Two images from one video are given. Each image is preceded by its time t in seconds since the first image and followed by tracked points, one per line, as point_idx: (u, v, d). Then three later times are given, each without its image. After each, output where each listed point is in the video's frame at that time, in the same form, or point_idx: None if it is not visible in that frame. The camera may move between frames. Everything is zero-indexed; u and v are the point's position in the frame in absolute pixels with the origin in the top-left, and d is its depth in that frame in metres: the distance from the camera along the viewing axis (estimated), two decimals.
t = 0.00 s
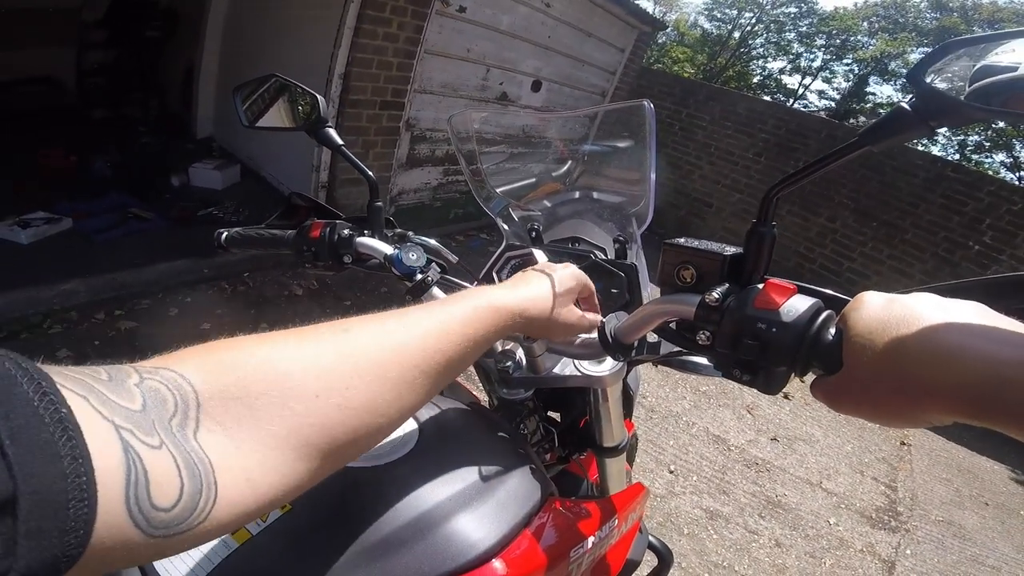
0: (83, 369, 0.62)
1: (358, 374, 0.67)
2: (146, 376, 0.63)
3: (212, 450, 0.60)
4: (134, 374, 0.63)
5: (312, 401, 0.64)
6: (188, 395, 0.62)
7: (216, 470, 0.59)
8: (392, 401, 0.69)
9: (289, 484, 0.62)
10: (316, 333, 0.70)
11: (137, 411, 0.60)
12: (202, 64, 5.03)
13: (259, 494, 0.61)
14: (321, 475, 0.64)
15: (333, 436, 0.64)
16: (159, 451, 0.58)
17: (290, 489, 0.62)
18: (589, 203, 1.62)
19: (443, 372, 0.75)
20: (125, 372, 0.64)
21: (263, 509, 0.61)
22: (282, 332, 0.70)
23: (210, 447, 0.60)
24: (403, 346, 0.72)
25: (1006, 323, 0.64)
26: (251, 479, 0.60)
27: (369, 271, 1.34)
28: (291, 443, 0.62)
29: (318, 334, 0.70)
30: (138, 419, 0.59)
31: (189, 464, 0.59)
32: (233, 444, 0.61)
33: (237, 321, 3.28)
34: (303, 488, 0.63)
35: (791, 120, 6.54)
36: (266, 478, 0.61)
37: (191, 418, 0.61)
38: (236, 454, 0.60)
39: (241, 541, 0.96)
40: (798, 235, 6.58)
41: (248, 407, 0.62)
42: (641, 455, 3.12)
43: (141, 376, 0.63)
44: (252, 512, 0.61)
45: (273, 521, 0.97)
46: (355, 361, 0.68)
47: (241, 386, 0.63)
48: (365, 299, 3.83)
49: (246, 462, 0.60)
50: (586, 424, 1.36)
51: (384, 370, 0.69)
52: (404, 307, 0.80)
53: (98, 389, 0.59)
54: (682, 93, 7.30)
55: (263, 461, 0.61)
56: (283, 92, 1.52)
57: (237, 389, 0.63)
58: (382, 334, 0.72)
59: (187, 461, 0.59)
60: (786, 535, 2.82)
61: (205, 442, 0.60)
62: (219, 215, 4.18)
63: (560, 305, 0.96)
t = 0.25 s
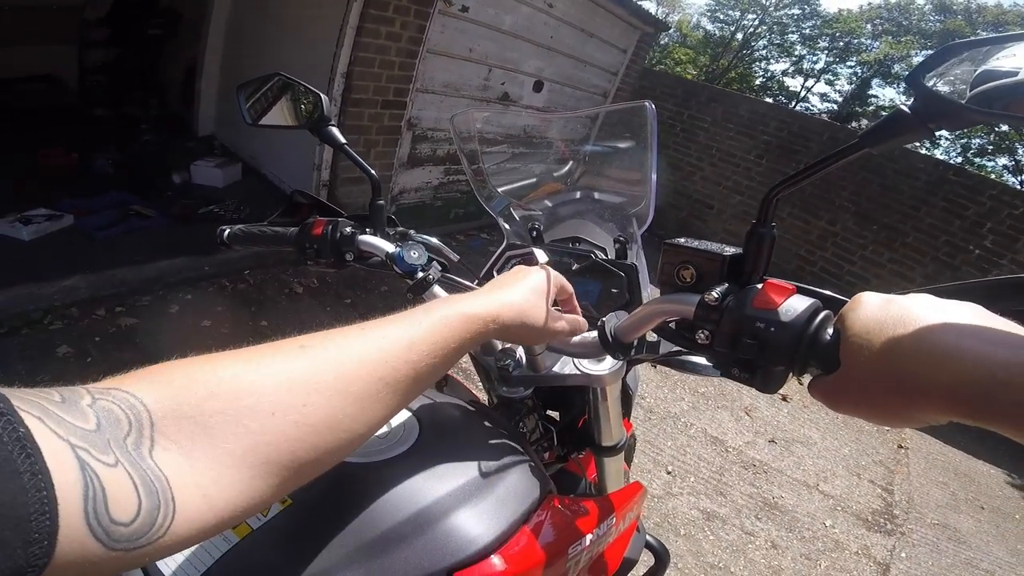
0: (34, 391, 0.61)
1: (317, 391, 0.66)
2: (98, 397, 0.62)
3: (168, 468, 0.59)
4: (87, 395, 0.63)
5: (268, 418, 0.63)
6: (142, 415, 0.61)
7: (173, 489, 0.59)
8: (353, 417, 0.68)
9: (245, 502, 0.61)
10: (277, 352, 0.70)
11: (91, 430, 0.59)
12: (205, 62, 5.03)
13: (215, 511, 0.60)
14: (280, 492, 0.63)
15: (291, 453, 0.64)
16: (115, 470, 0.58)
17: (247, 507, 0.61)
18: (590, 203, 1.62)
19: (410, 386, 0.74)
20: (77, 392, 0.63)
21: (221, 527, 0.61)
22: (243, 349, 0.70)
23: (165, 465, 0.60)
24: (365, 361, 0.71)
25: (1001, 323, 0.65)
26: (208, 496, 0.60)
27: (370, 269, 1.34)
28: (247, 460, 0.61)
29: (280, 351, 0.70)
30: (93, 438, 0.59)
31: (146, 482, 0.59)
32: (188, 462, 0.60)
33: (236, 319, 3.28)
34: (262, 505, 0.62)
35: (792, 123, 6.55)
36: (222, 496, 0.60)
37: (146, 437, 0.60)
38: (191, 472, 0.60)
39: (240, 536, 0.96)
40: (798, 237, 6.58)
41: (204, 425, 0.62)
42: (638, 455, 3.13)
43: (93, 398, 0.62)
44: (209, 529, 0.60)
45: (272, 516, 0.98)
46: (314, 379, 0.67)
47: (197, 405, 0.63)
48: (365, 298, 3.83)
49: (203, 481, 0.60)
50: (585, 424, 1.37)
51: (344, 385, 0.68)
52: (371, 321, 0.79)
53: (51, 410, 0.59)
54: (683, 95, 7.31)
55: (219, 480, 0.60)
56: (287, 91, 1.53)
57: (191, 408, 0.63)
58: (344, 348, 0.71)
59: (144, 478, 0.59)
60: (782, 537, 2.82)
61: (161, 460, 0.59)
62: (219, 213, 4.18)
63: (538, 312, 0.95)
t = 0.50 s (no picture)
0: (33, 393, 0.62)
1: (313, 393, 0.66)
2: (96, 400, 0.63)
3: (165, 470, 0.60)
4: (85, 399, 0.63)
5: (264, 420, 0.63)
6: (139, 418, 0.62)
7: (170, 490, 0.59)
8: (350, 417, 0.68)
9: (243, 504, 0.61)
10: (272, 355, 0.70)
11: (88, 432, 0.60)
12: (209, 58, 5.04)
13: (213, 513, 0.60)
14: (278, 493, 0.63)
15: (289, 454, 0.64)
16: (112, 472, 0.58)
17: (245, 508, 0.61)
18: (592, 203, 1.62)
19: (407, 386, 0.74)
20: (75, 396, 0.64)
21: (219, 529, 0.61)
22: (240, 352, 0.70)
23: (163, 467, 0.60)
24: (361, 362, 0.71)
25: (1001, 328, 0.64)
26: (206, 497, 0.60)
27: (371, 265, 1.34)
28: (244, 462, 0.61)
29: (275, 354, 0.69)
30: (92, 440, 0.59)
31: (143, 483, 0.59)
32: (185, 463, 0.60)
33: (236, 314, 3.28)
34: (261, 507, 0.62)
35: (795, 126, 6.55)
36: (220, 497, 0.60)
37: (143, 439, 0.61)
38: (188, 473, 0.60)
39: (236, 532, 0.97)
40: (799, 240, 6.58)
41: (201, 428, 0.62)
42: (636, 456, 3.13)
43: (91, 401, 0.63)
44: (208, 531, 0.60)
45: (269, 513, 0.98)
46: (309, 381, 0.67)
47: (193, 408, 0.63)
48: (365, 295, 3.84)
49: (200, 483, 0.60)
50: (583, 424, 1.37)
51: (340, 387, 0.68)
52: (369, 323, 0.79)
53: (48, 413, 0.59)
54: (687, 96, 7.30)
55: (216, 482, 0.60)
56: (291, 87, 1.52)
57: (188, 411, 0.63)
58: (340, 350, 0.71)
59: (141, 480, 0.59)
60: (778, 539, 2.82)
61: (158, 462, 0.60)
62: (221, 209, 4.19)
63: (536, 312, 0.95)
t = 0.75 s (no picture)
0: (15, 402, 0.61)
1: (295, 391, 0.67)
2: (78, 407, 0.62)
3: (152, 473, 0.59)
4: (67, 405, 0.62)
5: (248, 420, 0.63)
6: (122, 422, 0.61)
7: (157, 494, 0.59)
8: (335, 413, 0.68)
9: (232, 505, 0.61)
10: (253, 356, 0.70)
11: (73, 438, 0.59)
12: (207, 57, 5.03)
13: (203, 516, 0.60)
14: (268, 492, 0.63)
15: (274, 453, 0.64)
16: (99, 477, 0.58)
17: (233, 511, 0.61)
18: (590, 200, 1.62)
19: (394, 381, 0.74)
20: (57, 403, 0.63)
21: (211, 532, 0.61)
22: (220, 355, 0.70)
23: (148, 471, 0.59)
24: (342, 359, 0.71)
25: (1000, 324, 0.64)
26: (194, 501, 0.59)
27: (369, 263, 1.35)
28: (229, 463, 0.61)
29: (257, 356, 0.70)
30: (76, 446, 0.59)
31: (129, 487, 0.58)
32: (171, 467, 0.60)
33: (234, 314, 3.28)
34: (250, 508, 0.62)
35: (795, 124, 6.55)
36: (208, 499, 0.60)
37: (127, 445, 0.60)
38: (174, 476, 0.60)
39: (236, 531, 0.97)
40: (799, 239, 6.58)
41: (183, 431, 0.62)
42: (635, 455, 3.13)
43: (73, 408, 0.62)
44: (199, 536, 0.60)
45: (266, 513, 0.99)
46: (292, 381, 0.67)
47: (176, 412, 0.63)
48: (364, 294, 3.83)
49: (187, 486, 0.60)
50: (581, 422, 1.38)
51: (323, 384, 0.68)
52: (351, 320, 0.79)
53: (31, 420, 0.58)
54: (687, 95, 7.30)
55: (203, 485, 0.60)
56: (288, 86, 1.52)
57: (170, 414, 0.63)
58: (321, 347, 0.71)
59: (129, 485, 0.59)
60: (777, 538, 2.82)
61: (144, 466, 0.59)
62: (220, 208, 4.19)
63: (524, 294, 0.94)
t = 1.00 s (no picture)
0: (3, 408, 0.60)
1: (283, 390, 0.67)
2: (66, 411, 0.62)
3: (141, 474, 0.59)
4: (56, 410, 0.62)
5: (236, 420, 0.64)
6: (109, 425, 0.61)
7: (148, 495, 0.58)
8: (324, 409, 0.68)
9: (223, 505, 0.61)
10: (243, 357, 0.70)
11: (62, 442, 0.59)
12: (206, 54, 5.02)
13: (193, 517, 0.59)
14: (260, 491, 0.63)
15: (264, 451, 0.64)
16: (89, 479, 0.57)
17: (225, 511, 0.61)
18: (588, 197, 1.62)
19: (384, 377, 0.74)
20: (46, 408, 0.63)
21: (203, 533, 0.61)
22: (206, 358, 0.70)
23: (137, 472, 0.59)
24: (330, 357, 0.71)
25: (993, 321, 0.64)
26: (184, 501, 0.59)
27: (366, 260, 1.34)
28: (219, 462, 0.61)
29: (245, 357, 0.70)
30: (65, 449, 0.58)
31: (120, 489, 0.58)
32: (160, 468, 0.60)
33: (232, 311, 3.28)
34: (242, 508, 0.62)
35: (794, 122, 6.54)
36: (199, 500, 0.60)
37: (117, 447, 0.60)
38: (163, 478, 0.59)
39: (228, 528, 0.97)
40: (797, 237, 6.58)
41: (170, 432, 0.62)
42: (634, 452, 3.14)
43: (61, 412, 0.62)
44: (190, 537, 0.59)
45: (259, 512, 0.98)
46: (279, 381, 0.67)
47: (165, 414, 0.63)
48: (362, 291, 3.83)
49: (177, 487, 0.59)
50: (579, 419, 1.38)
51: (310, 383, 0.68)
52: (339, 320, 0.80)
53: (20, 424, 0.58)
54: (686, 93, 7.30)
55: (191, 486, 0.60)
56: (287, 82, 1.52)
57: (157, 415, 0.63)
58: (307, 346, 0.72)
59: (120, 486, 0.58)
60: (775, 535, 2.83)
61: (134, 467, 0.59)
62: (218, 205, 4.18)
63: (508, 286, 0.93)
